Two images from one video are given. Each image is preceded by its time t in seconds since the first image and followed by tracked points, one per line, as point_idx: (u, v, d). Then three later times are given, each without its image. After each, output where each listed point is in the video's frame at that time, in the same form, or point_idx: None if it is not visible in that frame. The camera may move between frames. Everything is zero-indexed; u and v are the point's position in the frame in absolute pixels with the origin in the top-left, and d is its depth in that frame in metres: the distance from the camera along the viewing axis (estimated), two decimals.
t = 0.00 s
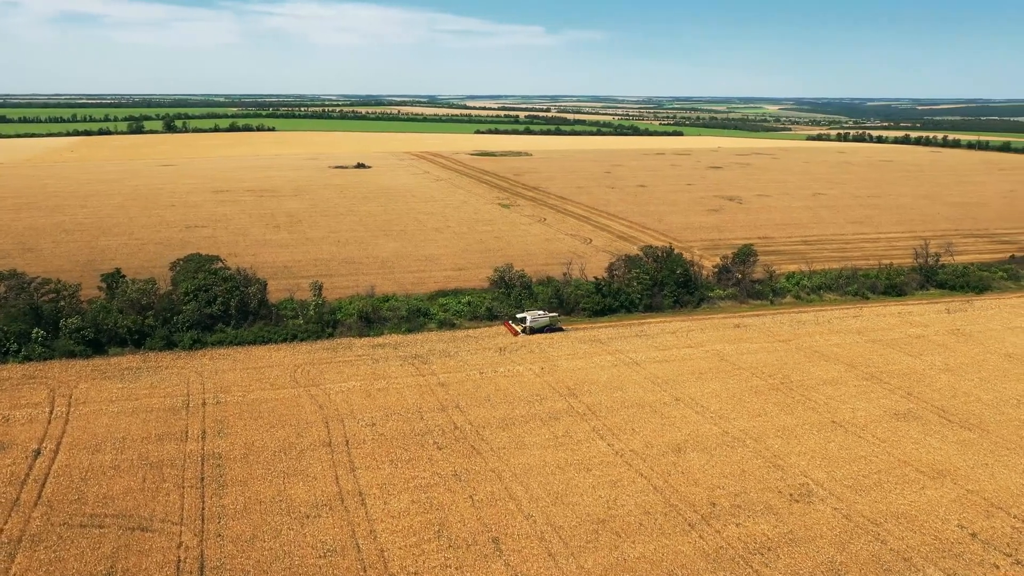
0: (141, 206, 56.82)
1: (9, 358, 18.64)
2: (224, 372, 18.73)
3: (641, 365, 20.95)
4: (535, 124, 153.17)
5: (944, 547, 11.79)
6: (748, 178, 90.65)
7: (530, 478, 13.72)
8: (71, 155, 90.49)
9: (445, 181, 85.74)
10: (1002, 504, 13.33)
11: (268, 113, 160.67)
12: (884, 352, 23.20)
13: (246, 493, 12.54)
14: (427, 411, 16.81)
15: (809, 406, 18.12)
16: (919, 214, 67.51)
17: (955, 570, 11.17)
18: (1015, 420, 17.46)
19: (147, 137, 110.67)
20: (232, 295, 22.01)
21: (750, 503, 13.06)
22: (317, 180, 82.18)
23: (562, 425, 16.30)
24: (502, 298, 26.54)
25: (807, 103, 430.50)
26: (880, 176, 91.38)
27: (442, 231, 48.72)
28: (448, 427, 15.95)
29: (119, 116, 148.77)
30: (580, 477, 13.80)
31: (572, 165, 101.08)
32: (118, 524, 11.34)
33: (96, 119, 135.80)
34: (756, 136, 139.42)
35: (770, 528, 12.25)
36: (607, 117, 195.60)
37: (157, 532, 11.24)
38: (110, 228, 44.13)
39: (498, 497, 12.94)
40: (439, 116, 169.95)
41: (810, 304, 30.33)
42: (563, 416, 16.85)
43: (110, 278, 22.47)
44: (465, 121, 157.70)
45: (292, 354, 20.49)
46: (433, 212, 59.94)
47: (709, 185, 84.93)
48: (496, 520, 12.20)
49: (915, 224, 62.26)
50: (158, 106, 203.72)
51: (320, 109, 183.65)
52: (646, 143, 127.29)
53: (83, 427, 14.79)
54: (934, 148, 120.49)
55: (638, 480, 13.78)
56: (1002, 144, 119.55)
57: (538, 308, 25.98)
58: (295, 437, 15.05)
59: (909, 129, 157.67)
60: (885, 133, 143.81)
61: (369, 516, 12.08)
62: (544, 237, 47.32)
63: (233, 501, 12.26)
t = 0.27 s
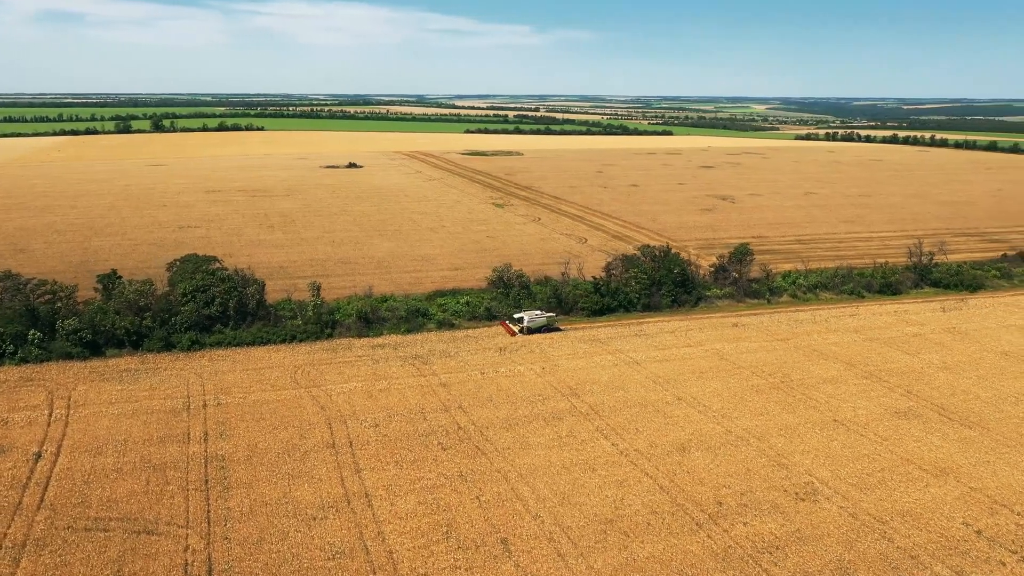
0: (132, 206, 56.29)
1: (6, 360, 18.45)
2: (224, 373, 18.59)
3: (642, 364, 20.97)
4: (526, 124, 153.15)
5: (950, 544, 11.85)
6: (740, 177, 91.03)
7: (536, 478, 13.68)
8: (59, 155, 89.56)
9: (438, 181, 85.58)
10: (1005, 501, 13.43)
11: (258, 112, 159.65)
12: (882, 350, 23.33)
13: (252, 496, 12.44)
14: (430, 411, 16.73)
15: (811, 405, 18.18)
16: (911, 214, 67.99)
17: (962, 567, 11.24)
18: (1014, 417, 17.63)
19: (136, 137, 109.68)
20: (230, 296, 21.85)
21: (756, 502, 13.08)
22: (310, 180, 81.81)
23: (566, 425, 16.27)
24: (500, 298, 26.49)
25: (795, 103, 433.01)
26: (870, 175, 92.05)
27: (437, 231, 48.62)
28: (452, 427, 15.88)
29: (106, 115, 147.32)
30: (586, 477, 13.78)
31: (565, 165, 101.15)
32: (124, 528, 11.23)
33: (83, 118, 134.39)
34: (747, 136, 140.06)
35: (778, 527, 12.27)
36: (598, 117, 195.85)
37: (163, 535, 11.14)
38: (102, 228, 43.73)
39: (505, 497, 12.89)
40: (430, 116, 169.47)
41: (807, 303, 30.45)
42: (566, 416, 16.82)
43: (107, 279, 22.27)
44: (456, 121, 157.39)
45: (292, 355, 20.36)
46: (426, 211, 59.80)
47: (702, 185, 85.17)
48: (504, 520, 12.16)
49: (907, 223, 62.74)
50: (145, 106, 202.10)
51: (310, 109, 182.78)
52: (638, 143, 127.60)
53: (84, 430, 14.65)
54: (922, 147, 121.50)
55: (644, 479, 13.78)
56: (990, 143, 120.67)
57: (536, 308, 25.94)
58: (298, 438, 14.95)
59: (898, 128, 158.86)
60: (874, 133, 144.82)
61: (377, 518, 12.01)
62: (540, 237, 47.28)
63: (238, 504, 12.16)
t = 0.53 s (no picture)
0: (122, 206, 55.74)
1: (1, 362, 18.21)
2: (224, 375, 18.42)
3: (644, 364, 21.01)
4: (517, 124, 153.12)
5: (958, 542, 11.92)
6: (731, 177, 91.51)
7: (544, 479, 13.64)
8: (46, 155, 88.59)
9: (430, 181, 85.45)
10: (1010, 498, 13.55)
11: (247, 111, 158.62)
12: (880, 349, 23.51)
13: (259, 499, 12.33)
14: (434, 412, 16.66)
15: (813, 403, 18.27)
16: (901, 213, 68.56)
17: (971, 564, 11.30)
18: (1014, 415, 17.82)
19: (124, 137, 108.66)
20: (228, 297, 21.66)
21: (764, 500, 13.11)
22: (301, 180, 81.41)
23: (571, 426, 16.24)
24: (499, 298, 26.43)
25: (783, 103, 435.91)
26: (859, 175, 92.81)
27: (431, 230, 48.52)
28: (456, 428, 15.81)
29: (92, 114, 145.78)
30: (594, 477, 13.75)
31: (556, 164, 101.24)
32: (130, 532, 11.10)
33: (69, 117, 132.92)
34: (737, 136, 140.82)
35: (787, 525, 12.30)
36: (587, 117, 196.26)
37: (170, 539, 11.02)
38: (93, 229, 43.28)
39: (513, 498, 12.85)
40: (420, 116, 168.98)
41: (803, 302, 30.62)
42: (571, 416, 16.80)
43: (103, 280, 22.04)
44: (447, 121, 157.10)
45: (292, 356, 20.21)
46: (419, 211, 59.67)
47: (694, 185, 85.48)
48: (514, 521, 12.12)
49: (897, 222, 63.28)
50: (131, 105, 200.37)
51: (299, 108, 181.85)
52: (629, 142, 127.96)
53: (85, 433, 14.47)
54: (910, 146, 122.67)
55: (651, 479, 13.79)
56: (976, 142, 121.98)
57: (535, 308, 25.91)
58: (303, 440, 14.84)
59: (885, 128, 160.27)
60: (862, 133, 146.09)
61: (386, 520, 11.94)
62: (534, 237, 47.26)
63: (246, 507, 12.05)
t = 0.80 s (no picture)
0: (113, 207, 55.20)
1: None
2: (226, 376, 18.27)
3: (646, 363, 21.04)
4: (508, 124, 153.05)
5: (967, 539, 11.99)
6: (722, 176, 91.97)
7: (553, 479, 13.60)
8: (34, 155, 87.63)
9: (422, 180, 85.29)
10: (1015, 495, 13.65)
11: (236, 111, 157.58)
12: (879, 347, 23.68)
13: (267, 501, 12.24)
14: (439, 413, 16.58)
15: (815, 402, 18.34)
16: (892, 212, 69.10)
17: (981, 562, 11.37)
18: (1013, 413, 18.01)
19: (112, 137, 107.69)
20: (228, 299, 21.48)
21: (772, 499, 13.14)
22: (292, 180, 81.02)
23: (577, 426, 16.22)
24: (499, 298, 26.38)
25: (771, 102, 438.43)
26: (849, 174, 93.55)
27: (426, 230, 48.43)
28: (462, 429, 15.74)
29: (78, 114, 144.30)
30: (602, 477, 13.73)
31: (548, 164, 101.32)
32: (139, 536, 10.99)
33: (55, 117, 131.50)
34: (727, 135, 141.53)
35: (797, 524, 12.33)
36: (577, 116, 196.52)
37: (180, 543, 10.91)
38: (84, 230, 42.85)
39: (523, 499, 12.80)
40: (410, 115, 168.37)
41: (800, 301, 30.78)
42: (576, 416, 16.78)
43: (100, 282, 21.81)
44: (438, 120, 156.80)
45: (293, 357, 20.07)
46: (413, 211, 59.54)
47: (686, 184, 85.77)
48: (525, 522, 12.07)
49: (888, 221, 63.78)
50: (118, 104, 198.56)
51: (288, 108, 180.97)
52: (620, 142, 128.32)
53: (88, 436, 14.31)
54: (898, 146, 123.78)
55: (660, 478, 13.80)
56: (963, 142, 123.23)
57: (534, 308, 25.86)
58: (308, 442, 14.73)
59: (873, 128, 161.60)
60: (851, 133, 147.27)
61: (397, 522, 11.87)
62: (530, 237, 47.25)
63: (254, 510, 11.95)
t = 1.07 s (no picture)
0: (105, 207, 54.75)
1: None
2: (228, 378, 18.14)
3: (648, 363, 21.06)
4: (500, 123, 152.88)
5: (975, 536, 12.06)
6: (715, 175, 92.33)
7: (561, 479, 13.58)
8: (23, 155, 86.77)
9: (416, 180, 85.12)
10: (1020, 492, 13.75)
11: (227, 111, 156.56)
12: (878, 345, 23.82)
13: (276, 504, 12.16)
14: (444, 413, 16.52)
15: (819, 401, 18.40)
16: (884, 211, 69.56)
17: (991, 559, 11.43)
18: (1014, 410, 18.18)
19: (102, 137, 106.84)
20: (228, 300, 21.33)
21: (781, 498, 13.17)
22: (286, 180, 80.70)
23: (582, 426, 16.19)
24: (499, 298, 26.32)
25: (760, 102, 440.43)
26: (840, 173, 94.14)
27: (421, 230, 48.33)
28: (468, 429, 15.70)
29: (67, 114, 143.01)
30: (610, 477, 13.70)
31: (542, 164, 101.38)
32: (147, 540, 10.90)
33: (43, 117, 130.24)
34: (719, 135, 142.02)
35: (806, 523, 12.36)
36: (569, 116, 196.60)
37: (190, 546, 10.82)
38: (77, 230, 42.47)
39: (532, 500, 12.75)
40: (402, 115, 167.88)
41: (798, 300, 30.92)
42: (581, 416, 16.76)
43: (98, 283, 21.61)
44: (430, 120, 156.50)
45: (295, 358, 19.96)
46: (408, 211, 59.42)
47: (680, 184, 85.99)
48: (535, 522, 12.04)
49: (881, 221, 64.19)
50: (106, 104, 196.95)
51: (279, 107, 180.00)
52: (613, 141, 128.56)
53: (91, 439, 14.18)
54: (888, 145, 124.69)
55: (667, 477, 13.80)
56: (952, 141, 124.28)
57: (534, 308, 25.83)
58: (314, 443, 14.65)
59: (863, 127, 162.72)
60: (840, 132, 148.11)
61: (407, 523, 11.82)
62: (526, 237, 47.22)
63: (263, 512, 11.87)
